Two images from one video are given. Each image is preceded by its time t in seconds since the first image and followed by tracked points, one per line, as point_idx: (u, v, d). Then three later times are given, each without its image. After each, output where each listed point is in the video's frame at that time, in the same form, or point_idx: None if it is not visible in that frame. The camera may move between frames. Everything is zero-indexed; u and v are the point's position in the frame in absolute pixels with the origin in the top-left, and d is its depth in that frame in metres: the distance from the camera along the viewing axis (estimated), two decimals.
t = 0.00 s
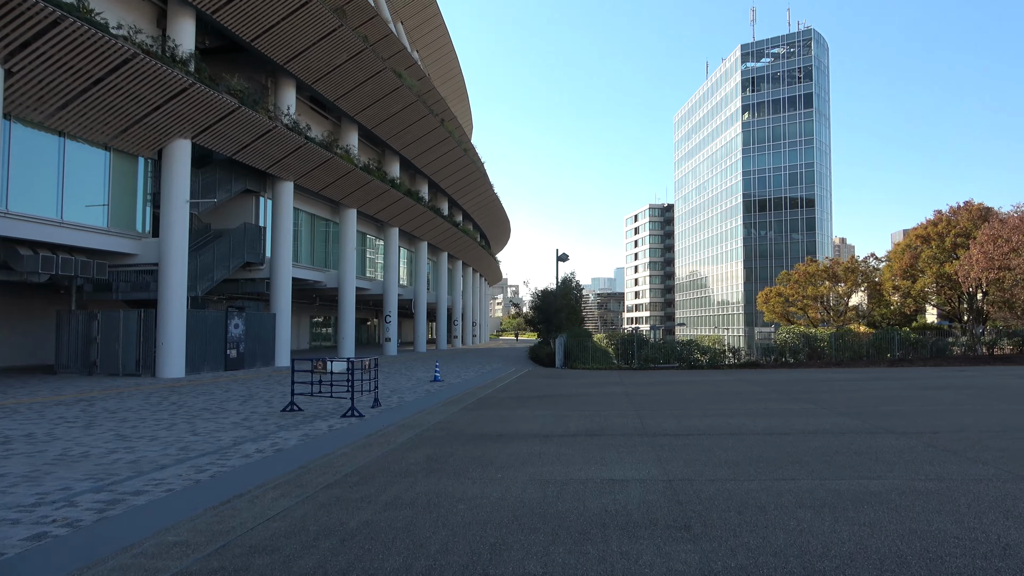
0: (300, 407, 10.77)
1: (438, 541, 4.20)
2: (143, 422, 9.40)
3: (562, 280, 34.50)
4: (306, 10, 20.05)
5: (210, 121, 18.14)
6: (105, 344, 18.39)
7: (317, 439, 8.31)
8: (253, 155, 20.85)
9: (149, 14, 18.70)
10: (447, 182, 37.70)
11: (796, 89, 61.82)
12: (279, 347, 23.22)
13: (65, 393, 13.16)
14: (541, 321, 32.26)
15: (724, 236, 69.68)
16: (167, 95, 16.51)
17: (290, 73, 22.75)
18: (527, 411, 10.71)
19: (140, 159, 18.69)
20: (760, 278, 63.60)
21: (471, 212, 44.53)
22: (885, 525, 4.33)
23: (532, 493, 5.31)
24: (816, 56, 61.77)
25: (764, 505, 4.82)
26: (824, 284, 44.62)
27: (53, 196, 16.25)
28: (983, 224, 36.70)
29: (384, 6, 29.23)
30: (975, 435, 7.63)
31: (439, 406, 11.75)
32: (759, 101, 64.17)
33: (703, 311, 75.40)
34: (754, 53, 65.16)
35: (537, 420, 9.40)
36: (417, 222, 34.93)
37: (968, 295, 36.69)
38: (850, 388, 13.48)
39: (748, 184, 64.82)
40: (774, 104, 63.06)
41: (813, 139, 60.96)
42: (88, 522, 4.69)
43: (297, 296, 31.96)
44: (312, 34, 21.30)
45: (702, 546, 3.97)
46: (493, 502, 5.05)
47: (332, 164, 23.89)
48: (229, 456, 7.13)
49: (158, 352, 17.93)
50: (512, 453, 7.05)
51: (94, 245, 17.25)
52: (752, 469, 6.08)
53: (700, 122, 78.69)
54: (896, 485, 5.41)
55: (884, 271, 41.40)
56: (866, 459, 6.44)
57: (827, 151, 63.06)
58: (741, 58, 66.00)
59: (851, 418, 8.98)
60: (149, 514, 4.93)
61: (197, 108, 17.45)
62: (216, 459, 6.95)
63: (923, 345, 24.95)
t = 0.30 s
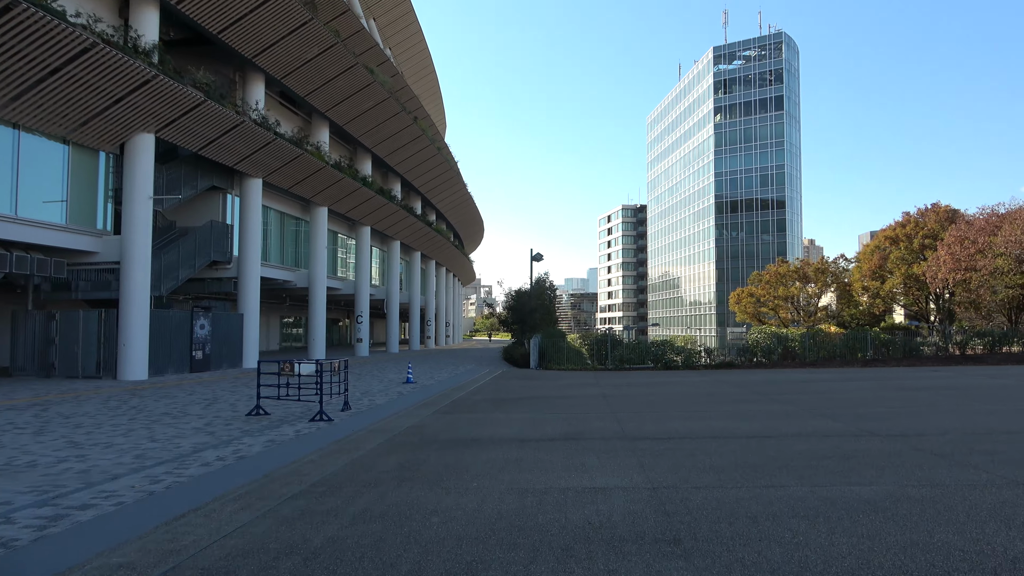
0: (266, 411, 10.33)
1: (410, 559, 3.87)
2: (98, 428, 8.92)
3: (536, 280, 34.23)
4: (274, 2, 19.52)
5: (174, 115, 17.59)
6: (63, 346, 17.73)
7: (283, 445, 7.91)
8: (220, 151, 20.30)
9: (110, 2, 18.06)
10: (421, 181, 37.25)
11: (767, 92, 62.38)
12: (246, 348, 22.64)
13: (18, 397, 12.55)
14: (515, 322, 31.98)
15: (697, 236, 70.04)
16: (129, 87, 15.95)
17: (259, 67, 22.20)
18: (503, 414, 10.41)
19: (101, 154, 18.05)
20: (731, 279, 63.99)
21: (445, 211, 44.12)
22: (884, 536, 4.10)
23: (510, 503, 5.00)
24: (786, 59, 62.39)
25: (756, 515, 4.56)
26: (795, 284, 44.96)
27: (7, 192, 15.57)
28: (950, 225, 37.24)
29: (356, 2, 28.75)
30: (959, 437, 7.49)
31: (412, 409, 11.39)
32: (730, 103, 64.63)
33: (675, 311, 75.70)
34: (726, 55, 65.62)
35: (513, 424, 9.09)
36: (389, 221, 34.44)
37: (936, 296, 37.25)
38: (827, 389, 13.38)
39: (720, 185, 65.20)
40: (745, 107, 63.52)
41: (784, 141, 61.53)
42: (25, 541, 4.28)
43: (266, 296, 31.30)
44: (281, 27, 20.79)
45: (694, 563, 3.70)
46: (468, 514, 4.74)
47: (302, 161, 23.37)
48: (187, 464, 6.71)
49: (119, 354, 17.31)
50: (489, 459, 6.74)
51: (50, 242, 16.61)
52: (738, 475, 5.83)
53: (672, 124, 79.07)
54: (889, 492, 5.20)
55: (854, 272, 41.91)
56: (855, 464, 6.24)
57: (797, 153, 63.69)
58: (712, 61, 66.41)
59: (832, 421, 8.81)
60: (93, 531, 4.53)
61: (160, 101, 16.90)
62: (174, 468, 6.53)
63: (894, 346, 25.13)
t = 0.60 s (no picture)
0: (233, 416, 9.89)
1: None
2: (53, 434, 8.43)
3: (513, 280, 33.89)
4: None
5: (140, 108, 17.02)
6: (23, 347, 17.08)
7: (250, 452, 7.50)
8: (189, 146, 19.74)
9: None
10: (396, 179, 36.75)
11: (742, 94, 62.73)
12: (215, 349, 22.04)
13: None
14: (492, 322, 31.65)
15: (672, 237, 70.21)
16: (92, 78, 15.37)
17: (230, 60, 21.62)
18: (481, 417, 10.09)
19: (63, 148, 17.44)
20: (706, 279, 64.22)
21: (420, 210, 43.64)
22: (891, 552, 3.84)
23: (491, 517, 4.67)
24: (761, 62, 62.81)
25: (753, 529, 4.29)
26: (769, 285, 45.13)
27: None
28: (922, 227, 37.65)
29: None
30: (949, 441, 7.30)
31: (386, 413, 11.00)
32: (706, 104, 64.86)
33: (651, 312, 75.85)
34: (701, 57, 65.83)
35: (491, 428, 8.76)
36: (364, 220, 33.91)
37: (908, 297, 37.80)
38: (808, 390, 13.23)
39: (696, 186, 65.39)
40: (720, 108, 63.78)
41: (759, 143, 61.92)
42: None
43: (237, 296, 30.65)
44: (253, 19, 20.25)
45: None
46: (446, 530, 4.41)
47: (275, 157, 22.82)
48: (145, 474, 6.29)
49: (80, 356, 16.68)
50: (467, 466, 6.41)
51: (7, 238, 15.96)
52: (729, 482, 5.57)
53: (648, 125, 79.25)
54: (887, 500, 4.97)
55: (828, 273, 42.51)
56: (848, 470, 6.01)
57: (772, 154, 64.13)
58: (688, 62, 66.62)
59: (818, 423, 8.60)
60: (33, 552, 4.12)
61: (126, 93, 16.33)
62: (130, 479, 6.11)
63: (869, 346, 25.22)
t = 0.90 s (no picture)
0: (202, 419, 9.46)
1: None
2: (7, 440, 7.95)
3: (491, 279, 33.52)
4: None
5: (107, 100, 16.47)
6: None
7: (219, 458, 7.10)
8: (158, 140, 19.18)
9: None
10: (372, 177, 36.24)
11: (718, 95, 62.99)
12: (185, 349, 21.44)
13: None
14: (470, 321, 31.29)
15: (650, 238, 70.27)
16: (55, 68, 14.81)
17: (201, 53, 21.08)
18: (462, 419, 9.76)
19: (25, 140, 16.92)
20: (683, 280, 64.34)
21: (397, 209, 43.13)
22: (909, 565, 3.58)
23: (476, 528, 4.35)
24: (737, 63, 63.13)
25: (757, 540, 4.02)
26: (745, 285, 45.14)
27: None
28: (896, 228, 38.05)
29: None
30: (945, 442, 7.11)
31: (363, 414, 10.63)
32: (682, 106, 65.03)
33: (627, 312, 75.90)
34: (678, 58, 66.00)
35: (472, 431, 8.43)
36: (340, 218, 33.35)
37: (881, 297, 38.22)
38: (791, 391, 13.05)
39: (673, 187, 65.49)
40: (697, 109, 63.95)
41: (734, 144, 62.19)
42: None
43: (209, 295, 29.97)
44: (225, 10, 19.71)
45: None
46: (429, 543, 4.07)
47: (248, 153, 22.27)
48: (104, 483, 5.87)
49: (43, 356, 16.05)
50: (449, 473, 6.07)
51: None
52: (726, 489, 5.29)
53: (625, 125, 79.34)
54: (894, 507, 4.72)
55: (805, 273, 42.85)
56: (847, 474, 5.76)
57: (747, 156, 64.45)
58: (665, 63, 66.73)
59: (809, 425, 8.37)
60: None
61: (91, 84, 15.79)
62: (87, 488, 5.68)
63: (845, 346, 25.22)
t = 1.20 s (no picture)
0: (172, 425, 9.03)
1: None
2: None
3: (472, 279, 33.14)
4: None
5: (75, 92, 15.92)
6: None
7: (188, 467, 6.70)
8: (131, 135, 18.65)
9: None
10: (352, 176, 35.72)
11: (699, 96, 63.08)
12: (159, 350, 20.85)
13: None
14: (451, 322, 30.90)
15: (631, 238, 70.21)
16: (21, 58, 14.22)
17: (176, 46, 20.53)
18: (446, 424, 9.42)
19: None
20: (664, 280, 64.39)
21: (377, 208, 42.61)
22: None
23: (465, 548, 4.02)
24: (718, 65, 63.26)
25: (767, 560, 3.73)
26: (726, 286, 45.12)
27: None
28: (875, 230, 38.22)
29: None
30: (946, 449, 6.89)
31: (342, 419, 10.24)
32: (663, 107, 65.04)
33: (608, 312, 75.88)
34: (659, 59, 66.04)
35: (457, 437, 8.08)
36: (319, 216, 32.81)
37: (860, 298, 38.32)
38: (778, 393, 12.84)
39: (654, 188, 65.48)
40: (678, 110, 64.03)
41: (715, 145, 62.30)
42: None
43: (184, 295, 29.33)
44: (200, 2, 19.17)
45: None
46: (414, 566, 3.73)
47: (224, 149, 21.73)
48: (61, 497, 5.46)
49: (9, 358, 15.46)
50: (432, 483, 5.73)
51: None
52: (727, 500, 5.00)
53: (606, 126, 79.29)
54: (906, 522, 4.45)
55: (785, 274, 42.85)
56: (852, 483, 5.50)
57: (728, 157, 64.61)
58: (647, 64, 66.75)
59: (804, 430, 8.12)
60: None
61: (59, 75, 15.24)
62: (42, 503, 5.27)
63: (826, 347, 25.19)
